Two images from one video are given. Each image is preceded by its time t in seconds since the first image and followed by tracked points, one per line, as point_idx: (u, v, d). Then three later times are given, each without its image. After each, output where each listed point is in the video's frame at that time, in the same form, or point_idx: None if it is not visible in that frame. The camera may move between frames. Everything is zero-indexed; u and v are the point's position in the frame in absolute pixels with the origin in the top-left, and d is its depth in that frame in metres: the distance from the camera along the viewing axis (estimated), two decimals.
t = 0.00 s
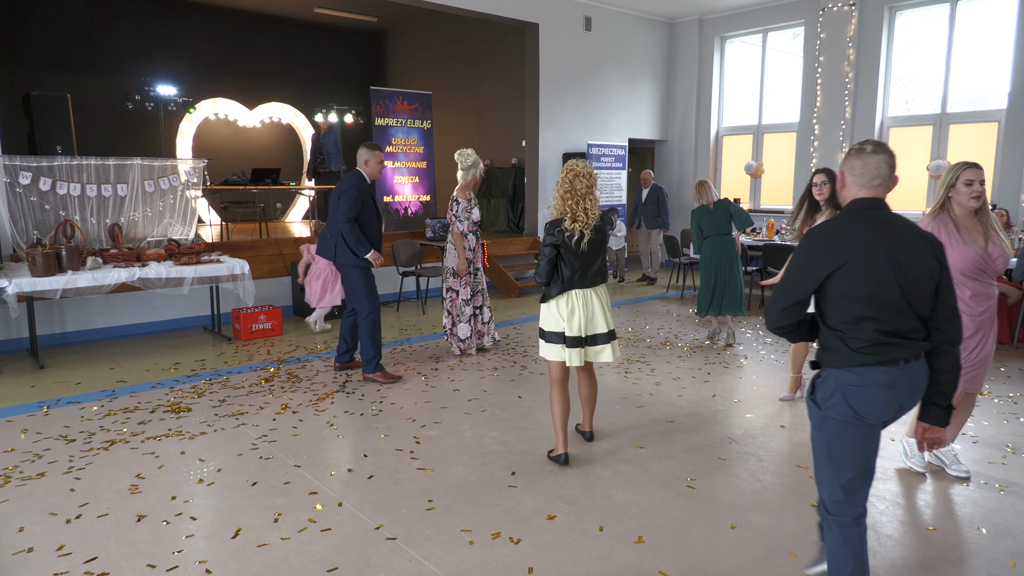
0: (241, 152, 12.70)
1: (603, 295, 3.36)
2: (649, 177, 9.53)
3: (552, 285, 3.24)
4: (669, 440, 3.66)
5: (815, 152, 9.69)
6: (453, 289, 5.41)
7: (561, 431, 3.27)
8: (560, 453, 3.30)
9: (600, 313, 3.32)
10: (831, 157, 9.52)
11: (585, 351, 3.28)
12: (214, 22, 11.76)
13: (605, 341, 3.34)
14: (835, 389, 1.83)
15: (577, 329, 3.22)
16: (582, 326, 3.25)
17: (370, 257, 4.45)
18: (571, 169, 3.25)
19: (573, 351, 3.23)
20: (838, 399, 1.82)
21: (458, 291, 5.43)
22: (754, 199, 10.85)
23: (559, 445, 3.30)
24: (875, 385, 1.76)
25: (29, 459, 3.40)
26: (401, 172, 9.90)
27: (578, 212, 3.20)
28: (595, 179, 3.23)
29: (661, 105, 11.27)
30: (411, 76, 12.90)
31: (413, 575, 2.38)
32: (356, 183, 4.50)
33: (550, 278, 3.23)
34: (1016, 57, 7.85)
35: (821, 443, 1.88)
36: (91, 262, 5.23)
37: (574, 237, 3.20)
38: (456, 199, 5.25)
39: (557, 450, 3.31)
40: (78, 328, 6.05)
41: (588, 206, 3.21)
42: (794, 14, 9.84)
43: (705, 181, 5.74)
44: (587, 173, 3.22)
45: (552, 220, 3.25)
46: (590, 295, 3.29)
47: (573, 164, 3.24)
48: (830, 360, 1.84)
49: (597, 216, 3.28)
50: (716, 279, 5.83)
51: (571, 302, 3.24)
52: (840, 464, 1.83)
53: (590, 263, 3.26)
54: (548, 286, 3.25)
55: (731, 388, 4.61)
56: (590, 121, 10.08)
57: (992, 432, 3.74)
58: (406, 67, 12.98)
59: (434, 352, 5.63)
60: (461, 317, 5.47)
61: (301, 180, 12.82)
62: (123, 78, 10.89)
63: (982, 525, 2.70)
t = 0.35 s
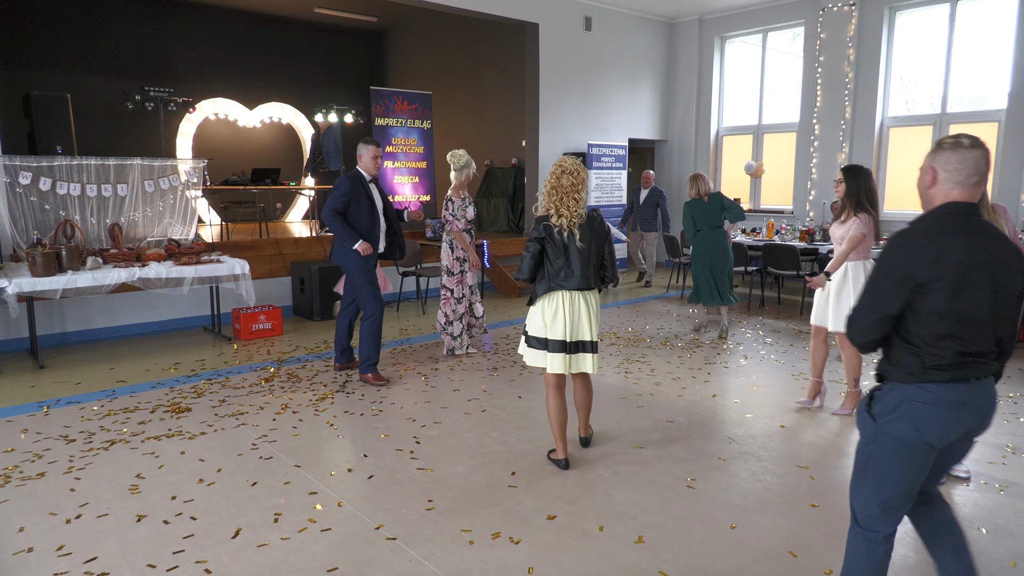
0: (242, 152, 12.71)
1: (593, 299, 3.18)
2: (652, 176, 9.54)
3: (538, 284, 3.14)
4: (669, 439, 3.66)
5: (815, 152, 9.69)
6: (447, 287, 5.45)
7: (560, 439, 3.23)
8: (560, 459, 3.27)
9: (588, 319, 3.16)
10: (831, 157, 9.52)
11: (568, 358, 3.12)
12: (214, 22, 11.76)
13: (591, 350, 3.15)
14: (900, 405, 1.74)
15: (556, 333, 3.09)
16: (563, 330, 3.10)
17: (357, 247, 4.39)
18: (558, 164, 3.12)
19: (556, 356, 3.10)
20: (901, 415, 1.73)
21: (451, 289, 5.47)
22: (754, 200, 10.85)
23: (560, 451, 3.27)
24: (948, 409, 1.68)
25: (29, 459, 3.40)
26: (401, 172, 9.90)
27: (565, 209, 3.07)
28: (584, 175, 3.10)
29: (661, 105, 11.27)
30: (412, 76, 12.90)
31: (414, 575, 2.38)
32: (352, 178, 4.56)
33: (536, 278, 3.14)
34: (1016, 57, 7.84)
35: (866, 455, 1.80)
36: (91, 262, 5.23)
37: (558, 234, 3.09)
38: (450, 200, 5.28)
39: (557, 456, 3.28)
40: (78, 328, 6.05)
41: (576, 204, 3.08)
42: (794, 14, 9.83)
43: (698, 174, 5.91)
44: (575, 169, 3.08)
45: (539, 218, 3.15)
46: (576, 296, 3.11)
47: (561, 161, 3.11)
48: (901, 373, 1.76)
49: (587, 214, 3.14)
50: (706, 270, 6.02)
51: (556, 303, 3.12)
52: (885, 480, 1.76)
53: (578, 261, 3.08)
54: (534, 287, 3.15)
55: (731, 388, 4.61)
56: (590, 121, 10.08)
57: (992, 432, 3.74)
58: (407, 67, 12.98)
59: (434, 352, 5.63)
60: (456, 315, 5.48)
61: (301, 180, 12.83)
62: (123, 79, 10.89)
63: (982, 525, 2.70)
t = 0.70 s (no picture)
0: (242, 152, 12.71)
1: (589, 301, 3.01)
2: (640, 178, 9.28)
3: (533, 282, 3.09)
4: (669, 439, 3.66)
5: (815, 152, 9.69)
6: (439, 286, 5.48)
7: (560, 440, 3.22)
8: (560, 459, 3.27)
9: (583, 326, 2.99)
10: (831, 157, 9.52)
11: (550, 359, 3.02)
12: (215, 22, 11.75)
13: (577, 355, 2.98)
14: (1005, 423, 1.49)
15: (539, 331, 3.02)
16: (548, 330, 3.01)
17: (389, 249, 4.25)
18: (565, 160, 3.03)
19: (536, 353, 3.02)
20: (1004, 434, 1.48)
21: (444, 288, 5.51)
22: (754, 200, 10.85)
23: (559, 451, 3.27)
24: None
25: (29, 459, 3.40)
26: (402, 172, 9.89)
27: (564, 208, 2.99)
28: (588, 173, 2.97)
29: (661, 106, 11.27)
30: (412, 76, 12.89)
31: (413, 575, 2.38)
32: (374, 178, 4.38)
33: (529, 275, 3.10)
34: (1017, 57, 7.84)
35: (947, 467, 1.56)
36: (91, 262, 5.23)
37: (552, 232, 3.00)
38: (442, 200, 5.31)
39: (557, 456, 3.27)
40: (78, 328, 6.05)
41: (574, 204, 2.97)
42: (794, 14, 9.83)
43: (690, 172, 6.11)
44: (578, 167, 2.97)
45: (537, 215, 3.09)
46: (566, 297, 3.00)
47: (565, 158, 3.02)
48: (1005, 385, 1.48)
49: (588, 212, 3.01)
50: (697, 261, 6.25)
51: (545, 302, 3.03)
52: (963, 495, 1.54)
53: (567, 261, 2.97)
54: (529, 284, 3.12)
55: (731, 388, 4.62)
56: (590, 121, 10.08)
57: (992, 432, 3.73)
58: (407, 67, 12.98)
59: (434, 352, 5.63)
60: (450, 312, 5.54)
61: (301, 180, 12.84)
62: (123, 78, 10.89)
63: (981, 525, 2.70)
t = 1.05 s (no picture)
0: (242, 153, 12.71)
1: (595, 306, 2.90)
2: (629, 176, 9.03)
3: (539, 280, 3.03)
4: (669, 439, 3.66)
5: (815, 152, 9.69)
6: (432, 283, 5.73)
7: (560, 440, 3.22)
8: (560, 459, 3.28)
9: (587, 332, 2.88)
10: (831, 157, 9.52)
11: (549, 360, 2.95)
12: (214, 22, 11.75)
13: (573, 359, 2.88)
14: None
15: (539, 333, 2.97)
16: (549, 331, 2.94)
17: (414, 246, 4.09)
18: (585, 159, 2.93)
19: (537, 353, 2.98)
20: None
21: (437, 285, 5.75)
22: (754, 200, 10.84)
23: (559, 451, 3.27)
24: None
25: (29, 459, 3.40)
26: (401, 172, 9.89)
27: (579, 209, 2.87)
28: (606, 174, 2.87)
29: (661, 106, 11.27)
30: (412, 76, 12.90)
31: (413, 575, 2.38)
32: (393, 177, 4.19)
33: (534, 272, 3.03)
34: (1017, 57, 7.84)
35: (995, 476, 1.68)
36: (91, 262, 5.22)
37: (563, 233, 2.90)
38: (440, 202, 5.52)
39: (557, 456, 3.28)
40: (78, 328, 6.05)
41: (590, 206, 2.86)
42: (794, 14, 9.84)
43: (679, 176, 6.26)
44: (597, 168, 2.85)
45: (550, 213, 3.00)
46: (569, 299, 2.91)
47: (585, 157, 2.91)
48: (1010, 408, 1.48)
49: (604, 215, 2.89)
50: (688, 265, 6.54)
51: (547, 303, 2.96)
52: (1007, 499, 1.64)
53: (570, 262, 2.88)
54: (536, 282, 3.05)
55: (731, 388, 4.62)
56: (590, 121, 10.07)
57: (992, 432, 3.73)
58: (407, 67, 12.98)
59: (433, 351, 5.63)
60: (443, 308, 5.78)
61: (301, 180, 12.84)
62: (123, 78, 10.89)
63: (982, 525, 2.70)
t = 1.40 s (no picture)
0: (242, 153, 12.72)
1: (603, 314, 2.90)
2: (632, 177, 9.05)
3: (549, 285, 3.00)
4: (669, 439, 3.66)
5: (815, 152, 9.69)
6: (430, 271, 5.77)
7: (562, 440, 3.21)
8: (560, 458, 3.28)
9: (590, 341, 2.86)
10: (831, 157, 9.52)
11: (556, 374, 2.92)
12: (214, 22, 11.75)
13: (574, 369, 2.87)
14: None
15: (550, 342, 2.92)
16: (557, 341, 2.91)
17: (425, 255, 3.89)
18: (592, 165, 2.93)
19: (544, 366, 2.94)
20: None
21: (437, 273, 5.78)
22: (754, 200, 10.85)
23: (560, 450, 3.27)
24: None
25: (29, 459, 3.40)
26: (402, 172, 9.88)
27: (591, 213, 2.86)
28: (618, 182, 2.87)
29: (661, 106, 11.26)
30: (412, 76, 12.90)
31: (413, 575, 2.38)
32: (408, 183, 4.05)
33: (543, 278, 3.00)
34: (1016, 57, 7.84)
35: None
36: (91, 262, 5.22)
37: (574, 239, 2.88)
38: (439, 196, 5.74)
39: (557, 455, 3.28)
40: (78, 328, 6.05)
41: (602, 211, 2.85)
42: (794, 14, 9.84)
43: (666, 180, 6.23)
44: (608, 174, 2.86)
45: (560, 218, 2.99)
46: (574, 307, 2.90)
47: (596, 164, 2.91)
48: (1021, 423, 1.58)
49: (617, 222, 2.89)
50: (681, 266, 6.57)
51: (554, 310, 2.94)
52: None
53: (579, 268, 2.87)
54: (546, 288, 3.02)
55: (731, 388, 4.62)
56: (590, 121, 10.07)
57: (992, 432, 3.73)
58: (407, 67, 12.98)
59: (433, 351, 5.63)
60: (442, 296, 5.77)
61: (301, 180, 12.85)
62: (123, 78, 10.89)
63: (981, 525, 2.70)
